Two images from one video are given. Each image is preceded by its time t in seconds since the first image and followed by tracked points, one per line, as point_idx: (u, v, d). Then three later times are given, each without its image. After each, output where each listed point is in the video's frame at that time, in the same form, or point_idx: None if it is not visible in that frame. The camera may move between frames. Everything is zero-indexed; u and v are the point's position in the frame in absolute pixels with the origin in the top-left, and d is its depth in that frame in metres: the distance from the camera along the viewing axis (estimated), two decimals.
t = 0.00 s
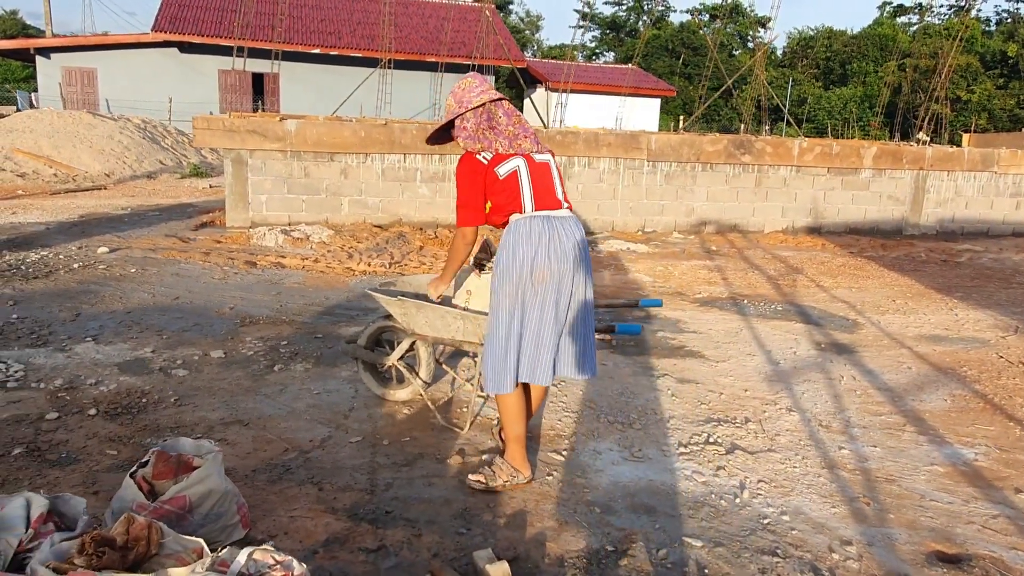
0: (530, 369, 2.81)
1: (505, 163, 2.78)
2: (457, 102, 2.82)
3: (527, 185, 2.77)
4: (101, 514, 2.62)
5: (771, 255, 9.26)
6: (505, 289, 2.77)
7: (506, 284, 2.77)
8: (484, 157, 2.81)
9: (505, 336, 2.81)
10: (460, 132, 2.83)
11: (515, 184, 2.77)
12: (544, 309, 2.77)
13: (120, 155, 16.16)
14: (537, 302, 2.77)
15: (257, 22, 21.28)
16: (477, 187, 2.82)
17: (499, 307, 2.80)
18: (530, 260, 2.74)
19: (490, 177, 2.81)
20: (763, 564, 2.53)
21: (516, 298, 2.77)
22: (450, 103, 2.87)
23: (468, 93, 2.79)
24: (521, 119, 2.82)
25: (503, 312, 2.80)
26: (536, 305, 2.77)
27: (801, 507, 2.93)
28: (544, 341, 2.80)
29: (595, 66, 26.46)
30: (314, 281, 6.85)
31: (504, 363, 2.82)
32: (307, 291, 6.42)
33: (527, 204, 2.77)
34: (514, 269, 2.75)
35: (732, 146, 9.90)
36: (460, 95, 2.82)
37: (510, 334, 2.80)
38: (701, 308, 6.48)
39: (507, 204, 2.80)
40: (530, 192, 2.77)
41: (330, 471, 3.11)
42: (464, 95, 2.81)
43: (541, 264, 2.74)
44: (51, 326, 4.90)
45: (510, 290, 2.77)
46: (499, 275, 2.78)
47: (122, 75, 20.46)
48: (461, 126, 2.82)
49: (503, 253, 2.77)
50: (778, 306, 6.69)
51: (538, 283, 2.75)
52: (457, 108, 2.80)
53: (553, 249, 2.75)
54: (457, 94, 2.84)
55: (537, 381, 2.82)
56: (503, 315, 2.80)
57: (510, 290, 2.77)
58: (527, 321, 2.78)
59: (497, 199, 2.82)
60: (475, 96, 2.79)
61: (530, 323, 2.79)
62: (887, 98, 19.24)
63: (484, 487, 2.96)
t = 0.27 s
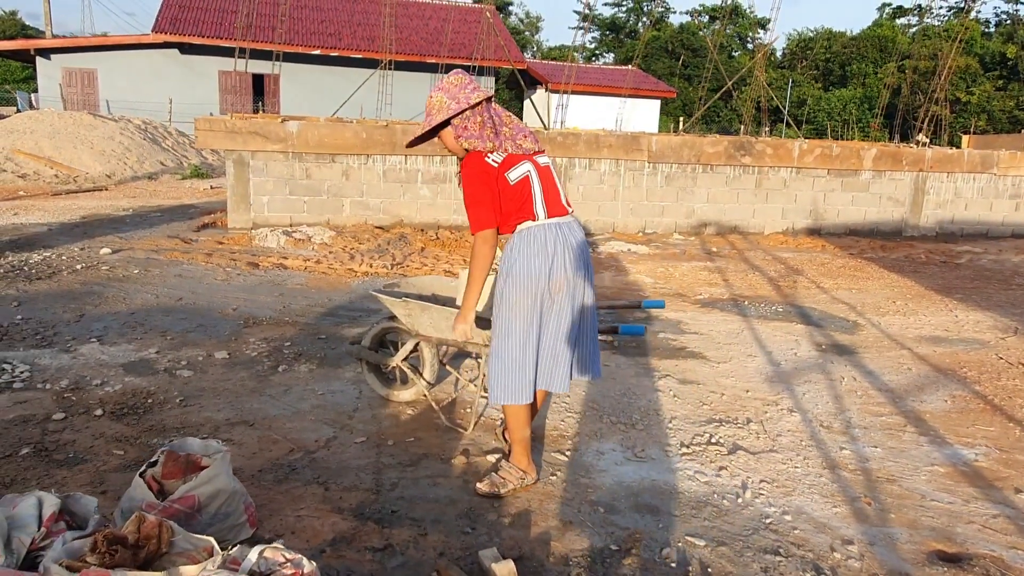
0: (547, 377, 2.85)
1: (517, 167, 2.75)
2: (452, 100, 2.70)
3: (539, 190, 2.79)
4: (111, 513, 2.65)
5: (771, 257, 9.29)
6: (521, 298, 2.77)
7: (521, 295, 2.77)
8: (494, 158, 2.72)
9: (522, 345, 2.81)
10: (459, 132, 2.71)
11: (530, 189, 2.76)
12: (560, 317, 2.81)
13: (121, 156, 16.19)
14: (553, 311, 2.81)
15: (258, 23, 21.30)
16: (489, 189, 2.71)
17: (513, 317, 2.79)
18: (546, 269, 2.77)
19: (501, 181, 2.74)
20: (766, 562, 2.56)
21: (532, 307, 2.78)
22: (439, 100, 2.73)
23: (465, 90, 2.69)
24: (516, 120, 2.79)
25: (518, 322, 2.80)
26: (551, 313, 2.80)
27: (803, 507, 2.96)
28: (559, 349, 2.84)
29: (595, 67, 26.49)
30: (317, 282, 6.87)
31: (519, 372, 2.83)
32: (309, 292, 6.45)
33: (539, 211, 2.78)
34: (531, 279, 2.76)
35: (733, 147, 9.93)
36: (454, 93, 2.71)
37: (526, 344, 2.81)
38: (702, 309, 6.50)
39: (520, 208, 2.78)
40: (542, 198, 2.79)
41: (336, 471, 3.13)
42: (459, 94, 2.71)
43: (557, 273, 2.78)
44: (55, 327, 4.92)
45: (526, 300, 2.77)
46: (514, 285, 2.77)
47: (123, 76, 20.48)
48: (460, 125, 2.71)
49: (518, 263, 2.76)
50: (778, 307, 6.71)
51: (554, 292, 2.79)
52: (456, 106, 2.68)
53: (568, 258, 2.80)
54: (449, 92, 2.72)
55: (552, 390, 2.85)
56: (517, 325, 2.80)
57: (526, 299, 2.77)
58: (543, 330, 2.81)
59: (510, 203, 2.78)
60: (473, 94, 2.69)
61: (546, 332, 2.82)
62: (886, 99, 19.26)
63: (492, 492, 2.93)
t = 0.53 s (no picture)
0: (562, 383, 2.90)
1: (530, 168, 2.75)
2: (455, 92, 2.63)
3: (548, 195, 2.82)
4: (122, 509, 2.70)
5: (772, 258, 9.34)
6: (538, 306, 2.79)
7: (539, 303, 2.79)
8: (511, 158, 2.67)
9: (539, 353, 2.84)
10: (470, 127, 2.64)
11: (543, 192, 2.77)
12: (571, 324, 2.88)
13: (124, 157, 16.25)
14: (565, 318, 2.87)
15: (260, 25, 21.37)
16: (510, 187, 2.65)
17: (530, 326, 2.81)
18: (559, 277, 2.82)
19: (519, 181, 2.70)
20: (765, 558, 2.61)
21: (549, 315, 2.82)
22: (440, 92, 2.64)
23: (469, 85, 2.64)
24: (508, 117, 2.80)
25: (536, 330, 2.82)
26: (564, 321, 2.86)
27: (801, 505, 3.01)
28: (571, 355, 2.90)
29: (596, 69, 26.55)
30: (320, 283, 6.92)
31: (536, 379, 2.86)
32: (313, 293, 6.50)
33: (548, 218, 2.82)
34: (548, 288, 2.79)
35: (733, 150, 9.98)
36: (456, 85, 2.65)
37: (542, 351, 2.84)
38: (702, 310, 6.55)
39: (535, 212, 2.78)
40: (550, 202, 2.84)
41: (343, 469, 3.18)
42: (461, 87, 2.66)
43: (568, 281, 2.85)
44: (62, 327, 4.97)
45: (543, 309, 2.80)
46: (532, 294, 2.79)
47: (125, 78, 20.55)
48: (468, 121, 2.65)
49: (535, 271, 2.78)
50: (779, 308, 6.76)
51: (566, 299, 2.86)
52: (464, 100, 2.62)
53: (574, 265, 2.89)
54: (450, 84, 2.65)
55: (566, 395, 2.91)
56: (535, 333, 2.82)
57: (544, 307, 2.80)
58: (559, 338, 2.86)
59: (526, 206, 2.75)
60: (478, 89, 2.65)
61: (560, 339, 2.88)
62: (887, 101, 19.29)
63: (495, 490, 2.98)
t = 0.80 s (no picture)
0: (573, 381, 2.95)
1: (530, 168, 2.86)
2: (454, 89, 2.65)
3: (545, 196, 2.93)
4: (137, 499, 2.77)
5: (775, 257, 9.38)
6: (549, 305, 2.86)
7: (549, 302, 2.86)
8: (516, 157, 2.77)
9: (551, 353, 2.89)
10: (472, 125, 2.68)
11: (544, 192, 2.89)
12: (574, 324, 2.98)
13: (131, 157, 16.36)
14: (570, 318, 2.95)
15: (266, 25, 21.48)
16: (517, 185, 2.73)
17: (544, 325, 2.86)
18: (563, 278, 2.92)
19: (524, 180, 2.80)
20: (764, 548, 2.67)
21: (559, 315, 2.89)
22: (439, 87, 2.65)
23: (468, 82, 2.68)
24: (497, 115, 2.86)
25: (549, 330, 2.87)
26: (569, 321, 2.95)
27: (801, 497, 3.07)
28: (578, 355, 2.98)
29: (600, 69, 26.60)
30: (326, 282, 7.00)
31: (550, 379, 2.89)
32: (319, 291, 6.58)
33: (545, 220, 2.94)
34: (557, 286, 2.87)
35: (737, 149, 10.03)
36: (454, 82, 2.67)
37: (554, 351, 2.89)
38: (705, 309, 6.61)
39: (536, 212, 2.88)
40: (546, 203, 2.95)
41: (350, 461, 3.25)
42: (458, 84, 2.68)
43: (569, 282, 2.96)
44: (74, 324, 5.05)
45: (554, 308, 2.87)
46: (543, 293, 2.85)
47: (132, 78, 20.67)
48: (469, 118, 2.68)
49: (543, 271, 2.85)
50: (781, 306, 6.81)
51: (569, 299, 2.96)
52: (464, 97, 2.64)
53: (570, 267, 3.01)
54: (449, 79, 2.66)
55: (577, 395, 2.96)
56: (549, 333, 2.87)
57: (553, 306, 2.87)
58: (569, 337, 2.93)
59: (530, 205, 2.84)
60: (476, 87, 2.70)
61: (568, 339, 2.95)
62: (891, 101, 19.29)
63: (504, 483, 3.05)
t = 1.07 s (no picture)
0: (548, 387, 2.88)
1: (507, 170, 2.80)
2: (427, 94, 2.62)
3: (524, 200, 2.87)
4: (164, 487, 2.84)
5: (789, 256, 9.38)
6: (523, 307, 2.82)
7: (524, 304, 2.81)
8: (494, 160, 2.71)
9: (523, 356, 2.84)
10: (447, 128, 2.63)
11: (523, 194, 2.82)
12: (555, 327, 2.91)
13: (149, 156, 16.55)
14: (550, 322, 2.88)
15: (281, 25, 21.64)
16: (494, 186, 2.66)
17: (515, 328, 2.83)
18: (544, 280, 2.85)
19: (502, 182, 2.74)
20: (777, 539, 2.71)
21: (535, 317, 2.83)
22: (411, 93, 2.62)
23: (443, 88, 2.65)
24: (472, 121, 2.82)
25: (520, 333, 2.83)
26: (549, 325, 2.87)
27: (814, 490, 3.10)
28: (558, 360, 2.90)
29: (614, 67, 26.59)
30: (343, 278, 7.08)
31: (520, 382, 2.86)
32: (336, 288, 6.66)
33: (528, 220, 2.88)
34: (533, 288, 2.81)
35: (751, 147, 10.04)
36: (427, 87, 2.64)
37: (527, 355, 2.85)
38: (719, 306, 6.64)
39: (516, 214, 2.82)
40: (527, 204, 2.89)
41: (370, 453, 3.32)
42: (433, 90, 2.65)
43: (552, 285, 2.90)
44: (98, 319, 5.16)
45: (528, 311, 2.82)
46: (516, 295, 2.81)
47: (149, 78, 20.89)
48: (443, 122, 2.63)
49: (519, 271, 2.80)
50: (795, 304, 6.83)
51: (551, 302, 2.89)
52: (438, 102, 2.61)
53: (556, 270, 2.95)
54: (421, 86, 2.63)
55: (552, 404, 2.88)
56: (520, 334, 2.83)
57: (528, 308, 2.81)
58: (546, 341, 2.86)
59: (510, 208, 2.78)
60: (450, 93, 2.67)
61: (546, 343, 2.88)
62: (907, 99, 19.19)
63: (522, 475, 3.10)
